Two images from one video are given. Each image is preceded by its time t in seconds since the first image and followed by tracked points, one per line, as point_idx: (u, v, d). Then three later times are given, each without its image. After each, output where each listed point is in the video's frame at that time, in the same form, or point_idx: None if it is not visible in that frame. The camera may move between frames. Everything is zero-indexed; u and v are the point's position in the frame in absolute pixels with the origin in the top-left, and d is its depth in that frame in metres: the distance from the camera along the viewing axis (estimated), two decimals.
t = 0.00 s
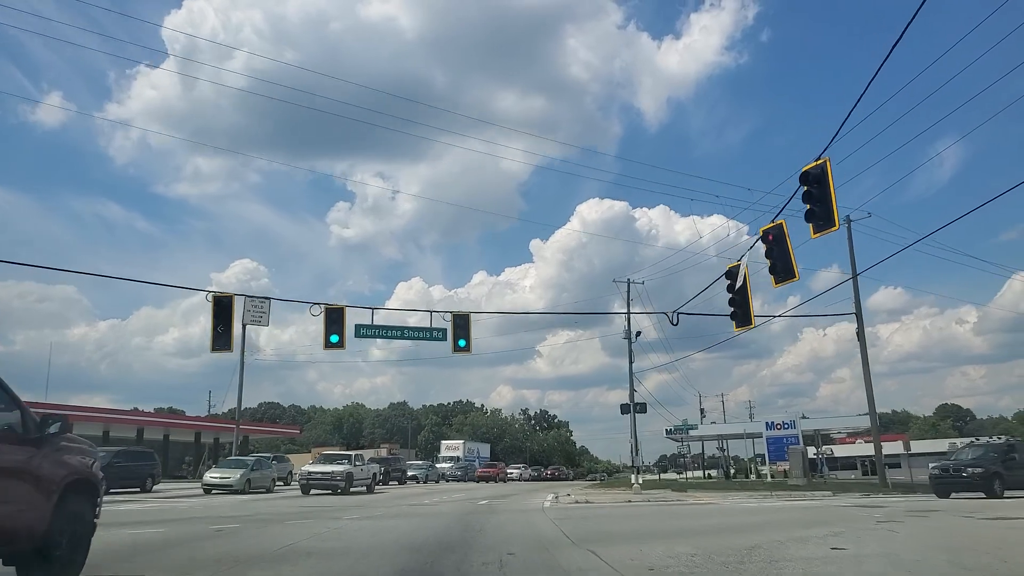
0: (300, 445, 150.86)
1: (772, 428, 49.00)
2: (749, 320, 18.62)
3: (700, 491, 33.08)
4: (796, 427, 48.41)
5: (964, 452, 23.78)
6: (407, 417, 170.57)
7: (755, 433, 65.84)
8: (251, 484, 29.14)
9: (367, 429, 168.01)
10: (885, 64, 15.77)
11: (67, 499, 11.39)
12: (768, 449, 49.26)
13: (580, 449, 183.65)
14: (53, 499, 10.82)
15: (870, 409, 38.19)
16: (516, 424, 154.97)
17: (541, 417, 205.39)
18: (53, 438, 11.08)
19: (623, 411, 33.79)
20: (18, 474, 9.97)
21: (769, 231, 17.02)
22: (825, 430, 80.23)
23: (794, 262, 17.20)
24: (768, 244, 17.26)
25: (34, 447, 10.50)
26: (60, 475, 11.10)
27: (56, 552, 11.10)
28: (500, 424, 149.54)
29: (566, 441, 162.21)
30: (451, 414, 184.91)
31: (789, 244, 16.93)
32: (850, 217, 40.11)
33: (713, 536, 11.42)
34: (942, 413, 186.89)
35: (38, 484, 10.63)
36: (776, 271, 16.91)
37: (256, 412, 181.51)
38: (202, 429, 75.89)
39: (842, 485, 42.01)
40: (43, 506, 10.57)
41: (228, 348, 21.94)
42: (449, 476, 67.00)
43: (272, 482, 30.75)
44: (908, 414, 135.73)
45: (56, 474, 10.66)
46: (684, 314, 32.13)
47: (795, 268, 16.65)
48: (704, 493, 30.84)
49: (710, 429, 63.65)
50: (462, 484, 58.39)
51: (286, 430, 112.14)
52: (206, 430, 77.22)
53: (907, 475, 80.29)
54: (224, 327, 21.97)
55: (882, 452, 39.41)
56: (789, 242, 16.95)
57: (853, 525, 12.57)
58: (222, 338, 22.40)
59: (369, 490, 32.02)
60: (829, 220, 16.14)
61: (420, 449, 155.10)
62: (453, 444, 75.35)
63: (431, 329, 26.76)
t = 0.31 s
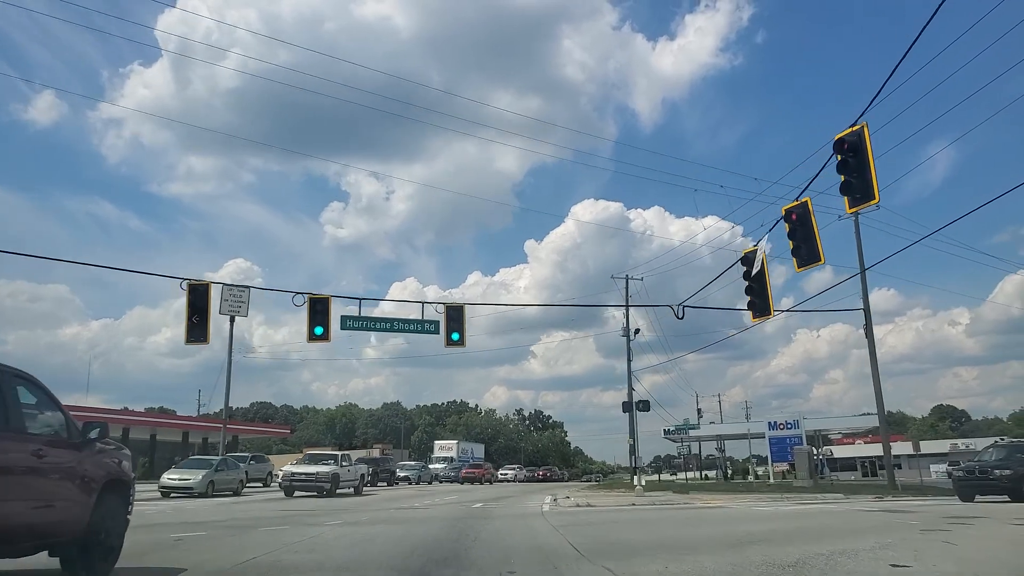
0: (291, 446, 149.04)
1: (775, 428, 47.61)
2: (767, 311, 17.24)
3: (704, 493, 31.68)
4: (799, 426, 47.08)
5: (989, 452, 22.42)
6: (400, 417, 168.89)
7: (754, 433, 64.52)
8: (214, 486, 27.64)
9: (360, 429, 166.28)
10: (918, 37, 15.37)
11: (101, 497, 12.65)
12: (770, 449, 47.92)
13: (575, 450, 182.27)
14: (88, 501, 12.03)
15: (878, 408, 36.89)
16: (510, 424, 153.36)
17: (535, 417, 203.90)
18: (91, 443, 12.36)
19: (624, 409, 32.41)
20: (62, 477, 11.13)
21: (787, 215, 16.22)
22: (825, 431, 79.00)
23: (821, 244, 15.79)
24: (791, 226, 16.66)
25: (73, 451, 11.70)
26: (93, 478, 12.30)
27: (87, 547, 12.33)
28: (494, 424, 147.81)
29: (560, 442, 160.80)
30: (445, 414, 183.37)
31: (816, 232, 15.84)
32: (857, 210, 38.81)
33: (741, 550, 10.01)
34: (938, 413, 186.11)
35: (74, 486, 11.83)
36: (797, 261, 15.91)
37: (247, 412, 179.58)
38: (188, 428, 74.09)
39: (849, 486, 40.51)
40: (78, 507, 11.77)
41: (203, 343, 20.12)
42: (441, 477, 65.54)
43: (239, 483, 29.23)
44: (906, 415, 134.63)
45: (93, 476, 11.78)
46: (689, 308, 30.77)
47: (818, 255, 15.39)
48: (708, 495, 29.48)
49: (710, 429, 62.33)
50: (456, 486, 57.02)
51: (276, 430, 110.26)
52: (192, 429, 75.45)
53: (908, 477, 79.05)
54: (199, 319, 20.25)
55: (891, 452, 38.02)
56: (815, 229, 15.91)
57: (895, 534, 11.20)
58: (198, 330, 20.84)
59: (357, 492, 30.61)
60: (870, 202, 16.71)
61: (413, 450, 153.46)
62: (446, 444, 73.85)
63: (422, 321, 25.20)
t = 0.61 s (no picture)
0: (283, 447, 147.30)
1: (777, 427, 46.24)
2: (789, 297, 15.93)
3: (708, 495, 30.40)
4: (804, 426, 45.75)
5: (1015, 452, 21.08)
6: (393, 417, 167.26)
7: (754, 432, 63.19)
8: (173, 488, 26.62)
9: (353, 429, 164.63)
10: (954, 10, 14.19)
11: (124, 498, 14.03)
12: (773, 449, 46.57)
13: (570, 450, 180.85)
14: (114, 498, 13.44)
15: (888, 406, 35.57)
16: (505, 424, 151.82)
17: (530, 417, 202.43)
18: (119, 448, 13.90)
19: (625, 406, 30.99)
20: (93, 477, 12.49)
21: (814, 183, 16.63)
22: (825, 430, 77.69)
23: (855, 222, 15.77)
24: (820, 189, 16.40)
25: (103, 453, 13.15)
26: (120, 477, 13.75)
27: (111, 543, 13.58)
28: (489, 425, 146.19)
29: (555, 442, 159.41)
30: (439, 414, 181.83)
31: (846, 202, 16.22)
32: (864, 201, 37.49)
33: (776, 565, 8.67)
34: (935, 413, 185.27)
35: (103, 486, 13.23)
36: (823, 235, 15.01)
37: (239, 412, 177.80)
38: (176, 428, 72.51)
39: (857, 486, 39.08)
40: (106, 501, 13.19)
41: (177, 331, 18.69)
42: (434, 478, 64.14)
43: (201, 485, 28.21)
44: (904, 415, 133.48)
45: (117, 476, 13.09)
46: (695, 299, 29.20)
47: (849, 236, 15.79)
48: (712, 496, 28.20)
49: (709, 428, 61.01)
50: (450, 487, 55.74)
51: (266, 430, 108.59)
52: (180, 429, 73.90)
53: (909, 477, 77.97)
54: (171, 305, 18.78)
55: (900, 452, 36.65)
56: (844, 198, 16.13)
57: (944, 545, 9.90)
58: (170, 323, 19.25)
59: (345, 494, 29.29)
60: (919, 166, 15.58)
61: (407, 450, 151.88)
62: (440, 444, 72.44)
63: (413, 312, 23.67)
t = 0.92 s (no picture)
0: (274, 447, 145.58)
1: (781, 427, 44.84)
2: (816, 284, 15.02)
3: (712, 497, 29.02)
4: (808, 426, 44.35)
5: None
6: (386, 417, 165.62)
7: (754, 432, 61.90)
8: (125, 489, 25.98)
9: (345, 429, 163.02)
10: None
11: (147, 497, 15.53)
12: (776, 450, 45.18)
13: (564, 451, 179.62)
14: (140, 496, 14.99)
15: (898, 406, 34.26)
16: (498, 425, 150.36)
17: (524, 418, 201.14)
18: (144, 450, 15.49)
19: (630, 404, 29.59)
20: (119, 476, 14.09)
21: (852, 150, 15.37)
22: (825, 432, 76.39)
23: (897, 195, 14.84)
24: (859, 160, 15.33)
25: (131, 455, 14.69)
26: (146, 477, 15.27)
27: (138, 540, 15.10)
28: (482, 425, 144.69)
29: (549, 443, 158.12)
30: (432, 414, 180.36)
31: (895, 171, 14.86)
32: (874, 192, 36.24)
33: None
34: (931, 416, 184.62)
35: (131, 485, 14.74)
36: (868, 207, 14.88)
37: (230, 411, 175.83)
38: (161, 427, 70.77)
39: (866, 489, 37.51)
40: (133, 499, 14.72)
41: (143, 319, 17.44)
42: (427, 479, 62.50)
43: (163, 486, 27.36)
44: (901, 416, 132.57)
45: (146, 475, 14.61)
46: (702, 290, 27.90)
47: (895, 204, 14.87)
48: (717, 500, 26.83)
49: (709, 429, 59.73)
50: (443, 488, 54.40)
51: (257, 430, 106.91)
52: (166, 428, 72.15)
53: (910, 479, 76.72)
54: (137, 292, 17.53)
55: (911, 454, 35.24)
56: (893, 165, 14.71)
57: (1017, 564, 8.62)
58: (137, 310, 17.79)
59: (330, 495, 27.95)
60: (1002, 117, 14.52)
61: (399, 450, 150.30)
62: (432, 444, 70.93)
63: (405, 302, 22.10)
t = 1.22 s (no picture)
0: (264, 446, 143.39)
1: (787, 426, 43.12)
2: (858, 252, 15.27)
3: (719, 501, 27.34)
4: (815, 425, 42.58)
5: None
6: (379, 416, 163.63)
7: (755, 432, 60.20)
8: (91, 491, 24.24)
9: (337, 429, 160.96)
10: None
11: (173, 497, 16.47)
12: (781, 449, 43.43)
13: (558, 452, 177.90)
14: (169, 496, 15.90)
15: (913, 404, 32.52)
16: (492, 425, 148.47)
17: (519, 418, 199.25)
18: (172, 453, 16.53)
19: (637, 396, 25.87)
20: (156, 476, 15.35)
21: (908, 98, 13.94)
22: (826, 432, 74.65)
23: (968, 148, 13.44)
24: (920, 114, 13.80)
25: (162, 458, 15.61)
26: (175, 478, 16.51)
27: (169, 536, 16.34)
28: (475, 425, 142.69)
29: (543, 443, 156.28)
30: (426, 414, 178.44)
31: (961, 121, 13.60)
32: (887, 178, 34.61)
33: None
34: (928, 416, 183.11)
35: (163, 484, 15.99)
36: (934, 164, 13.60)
37: (221, 411, 173.68)
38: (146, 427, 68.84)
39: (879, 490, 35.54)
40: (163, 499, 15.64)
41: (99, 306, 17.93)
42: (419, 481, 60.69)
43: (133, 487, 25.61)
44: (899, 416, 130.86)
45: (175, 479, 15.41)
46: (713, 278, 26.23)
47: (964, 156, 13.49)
48: (726, 502, 25.17)
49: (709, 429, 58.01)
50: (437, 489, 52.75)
51: (246, 429, 104.86)
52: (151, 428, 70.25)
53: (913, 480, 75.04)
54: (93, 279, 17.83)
55: (927, 454, 33.44)
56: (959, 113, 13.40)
57: None
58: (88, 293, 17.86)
59: (314, 498, 26.23)
60: None
61: (391, 450, 148.30)
62: (424, 444, 69.15)
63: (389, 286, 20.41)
